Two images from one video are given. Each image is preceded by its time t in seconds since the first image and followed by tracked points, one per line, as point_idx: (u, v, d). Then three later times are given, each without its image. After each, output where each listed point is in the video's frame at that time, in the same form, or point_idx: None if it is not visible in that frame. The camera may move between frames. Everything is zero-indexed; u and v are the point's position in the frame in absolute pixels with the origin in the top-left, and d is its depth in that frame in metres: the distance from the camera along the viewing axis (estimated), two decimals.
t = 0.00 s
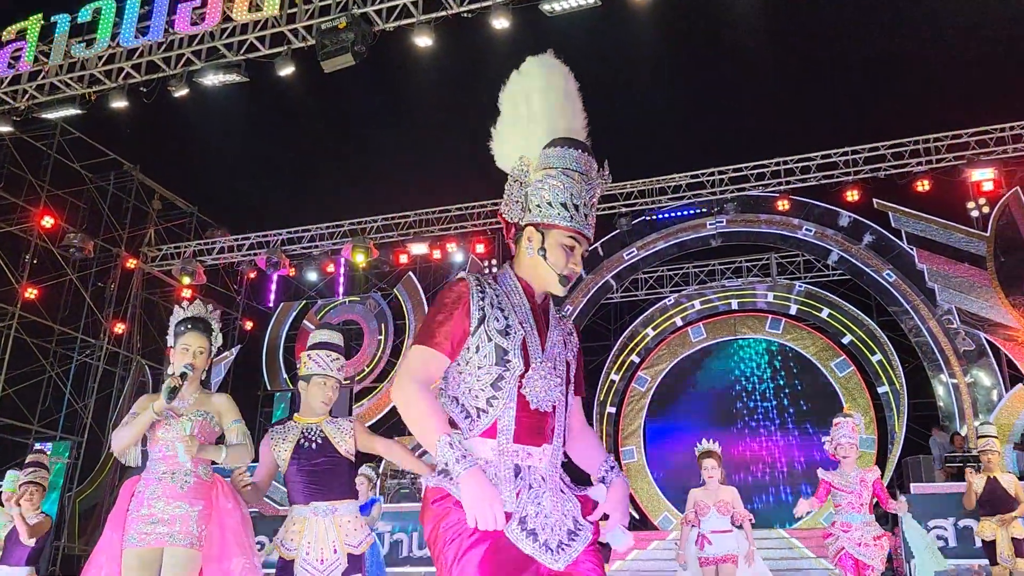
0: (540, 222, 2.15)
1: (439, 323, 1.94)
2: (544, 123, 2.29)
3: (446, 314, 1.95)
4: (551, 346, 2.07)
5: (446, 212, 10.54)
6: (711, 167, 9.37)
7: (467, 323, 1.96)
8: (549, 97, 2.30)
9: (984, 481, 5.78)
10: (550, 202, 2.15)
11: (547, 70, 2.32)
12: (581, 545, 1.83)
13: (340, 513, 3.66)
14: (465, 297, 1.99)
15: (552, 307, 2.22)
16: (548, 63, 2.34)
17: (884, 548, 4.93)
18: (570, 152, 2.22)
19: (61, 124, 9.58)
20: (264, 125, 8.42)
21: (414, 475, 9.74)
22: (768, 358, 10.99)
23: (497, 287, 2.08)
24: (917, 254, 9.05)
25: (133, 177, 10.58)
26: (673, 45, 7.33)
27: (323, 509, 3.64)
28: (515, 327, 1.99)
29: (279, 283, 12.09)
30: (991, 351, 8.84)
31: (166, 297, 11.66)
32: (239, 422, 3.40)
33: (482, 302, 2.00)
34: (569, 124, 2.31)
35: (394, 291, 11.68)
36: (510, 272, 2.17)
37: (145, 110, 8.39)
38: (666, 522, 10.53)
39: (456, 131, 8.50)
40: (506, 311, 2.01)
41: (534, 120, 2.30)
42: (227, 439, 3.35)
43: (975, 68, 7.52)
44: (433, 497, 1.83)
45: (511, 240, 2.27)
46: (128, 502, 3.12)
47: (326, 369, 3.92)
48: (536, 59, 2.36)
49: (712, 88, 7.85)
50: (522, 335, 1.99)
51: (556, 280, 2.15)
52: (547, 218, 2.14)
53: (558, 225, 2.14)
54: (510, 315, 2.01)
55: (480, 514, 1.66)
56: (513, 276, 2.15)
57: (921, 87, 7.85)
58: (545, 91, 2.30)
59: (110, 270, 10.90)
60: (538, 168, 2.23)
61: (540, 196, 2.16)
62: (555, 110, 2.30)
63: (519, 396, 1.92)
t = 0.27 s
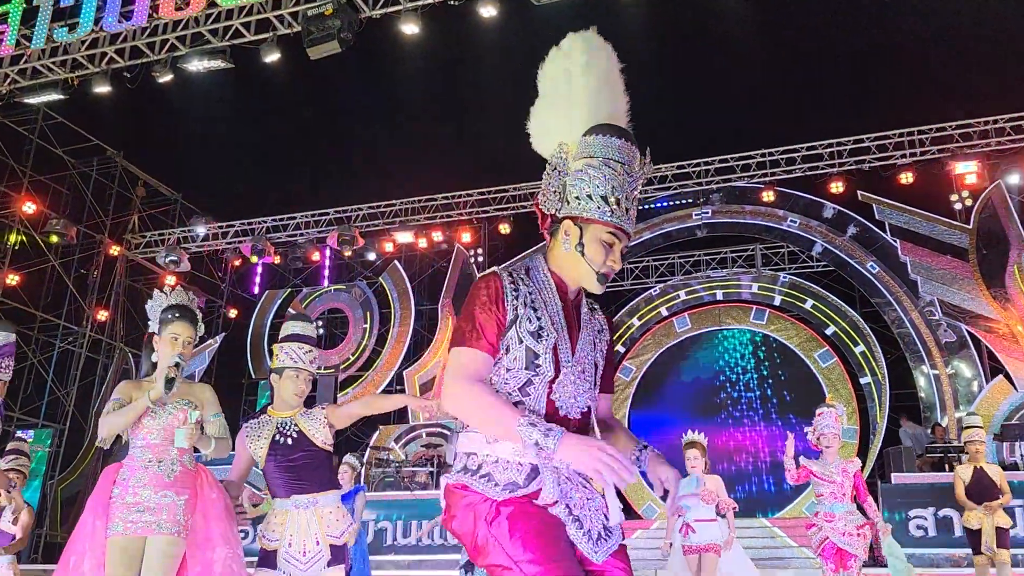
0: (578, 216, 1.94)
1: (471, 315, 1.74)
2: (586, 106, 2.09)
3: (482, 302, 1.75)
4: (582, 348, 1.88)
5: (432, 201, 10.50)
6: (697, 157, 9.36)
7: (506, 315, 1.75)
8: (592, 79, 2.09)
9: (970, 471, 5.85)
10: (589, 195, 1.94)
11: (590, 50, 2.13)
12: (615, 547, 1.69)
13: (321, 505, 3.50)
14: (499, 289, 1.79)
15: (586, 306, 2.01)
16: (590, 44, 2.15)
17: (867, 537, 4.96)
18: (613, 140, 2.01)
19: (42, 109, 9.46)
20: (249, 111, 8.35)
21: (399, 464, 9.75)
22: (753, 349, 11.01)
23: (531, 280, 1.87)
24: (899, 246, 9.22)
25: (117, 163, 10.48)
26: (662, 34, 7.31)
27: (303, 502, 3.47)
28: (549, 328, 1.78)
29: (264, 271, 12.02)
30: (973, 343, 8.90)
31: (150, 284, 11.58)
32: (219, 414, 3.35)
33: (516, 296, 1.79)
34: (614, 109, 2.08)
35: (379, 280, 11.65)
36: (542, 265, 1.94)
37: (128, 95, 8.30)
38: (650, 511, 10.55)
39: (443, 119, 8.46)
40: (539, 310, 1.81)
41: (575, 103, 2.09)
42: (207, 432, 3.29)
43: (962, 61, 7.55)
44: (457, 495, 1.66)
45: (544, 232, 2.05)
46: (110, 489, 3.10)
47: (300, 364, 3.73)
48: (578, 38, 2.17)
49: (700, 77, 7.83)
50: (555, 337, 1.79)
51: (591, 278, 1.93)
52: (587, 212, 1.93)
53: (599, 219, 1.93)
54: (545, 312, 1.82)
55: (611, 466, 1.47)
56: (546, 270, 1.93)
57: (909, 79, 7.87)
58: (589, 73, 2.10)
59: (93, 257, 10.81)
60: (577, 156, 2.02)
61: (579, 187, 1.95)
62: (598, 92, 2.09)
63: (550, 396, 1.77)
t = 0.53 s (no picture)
0: (599, 239, 1.71)
1: (485, 339, 1.51)
2: (607, 116, 1.85)
3: (499, 324, 1.52)
4: (597, 383, 1.65)
5: (416, 185, 10.47)
6: (680, 143, 9.32)
7: (526, 340, 1.53)
8: (615, 85, 1.86)
9: (954, 454, 5.91)
10: (610, 219, 1.72)
11: (614, 53, 1.90)
12: None
13: (300, 490, 3.32)
14: (516, 312, 1.55)
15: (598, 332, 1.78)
16: (614, 43, 1.92)
17: (840, 520, 5.00)
18: (640, 153, 1.78)
19: (21, 88, 9.35)
20: (231, 93, 8.29)
21: (381, 447, 9.76)
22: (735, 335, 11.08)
23: (549, 307, 1.64)
24: (881, 232, 9.32)
25: (97, 144, 10.39)
26: (647, 19, 7.28)
27: (281, 487, 3.30)
28: (568, 361, 1.57)
29: (246, 253, 11.96)
30: (952, 330, 8.95)
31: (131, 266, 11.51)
32: (195, 399, 3.36)
33: (533, 321, 1.57)
34: (639, 121, 1.87)
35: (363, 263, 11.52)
36: (557, 288, 1.71)
37: (108, 75, 8.21)
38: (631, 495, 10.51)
39: (427, 102, 8.42)
40: (558, 339, 1.58)
41: (596, 111, 1.86)
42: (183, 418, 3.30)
43: (945, 50, 7.57)
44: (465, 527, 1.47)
45: (559, 251, 1.83)
46: (87, 471, 3.08)
47: (275, 347, 3.51)
48: (601, 38, 1.93)
49: (685, 63, 7.82)
50: (573, 373, 1.57)
51: (609, 306, 1.71)
52: (610, 235, 1.71)
53: (623, 244, 1.70)
54: (564, 339, 1.60)
55: (660, 400, 1.46)
56: (562, 295, 1.70)
57: (892, 67, 7.88)
58: (612, 78, 1.87)
59: (73, 239, 10.73)
60: (599, 171, 1.79)
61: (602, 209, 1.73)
62: (621, 100, 1.86)
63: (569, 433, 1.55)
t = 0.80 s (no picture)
0: (595, 295, 1.71)
1: (484, 413, 1.55)
2: (597, 156, 1.89)
3: (497, 397, 1.56)
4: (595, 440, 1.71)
5: (401, 165, 10.42)
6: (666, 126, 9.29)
7: (527, 409, 1.58)
8: (605, 130, 1.91)
9: (933, 436, 6.04)
10: (605, 272, 1.71)
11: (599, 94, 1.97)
12: None
13: (284, 465, 3.30)
14: (514, 378, 1.61)
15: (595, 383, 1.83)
16: (598, 86, 1.99)
17: (819, 499, 5.11)
18: (631, 198, 1.76)
19: None
20: (213, 70, 8.20)
21: (364, 427, 9.77)
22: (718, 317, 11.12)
23: (547, 372, 1.68)
24: (864, 217, 9.33)
25: (77, 120, 10.28)
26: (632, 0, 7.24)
27: (264, 462, 3.27)
28: (571, 429, 1.63)
29: (229, 232, 11.89)
30: (933, 313, 8.97)
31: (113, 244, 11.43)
32: (172, 380, 3.34)
33: (535, 389, 1.62)
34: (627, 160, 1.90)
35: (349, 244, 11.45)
36: (551, 350, 1.75)
37: (88, 50, 8.11)
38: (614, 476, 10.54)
39: (411, 81, 8.36)
40: (559, 406, 1.63)
41: (584, 155, 1.90)
42: (160, 398, 3.28)
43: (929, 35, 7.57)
44: None
45: (552, 305, 1.86)
46: (65, 451, 3.07)
47: (264, 323, 3.45)
48: (588, 79, 2.00)
49: (669, 45, 7.79)
50: (575, 441, 1.63)
51: (606, 363, 1.74)
52: (606, 291, 1.70)
53: (618, 300, 1.69)
54: (565, 403, 1.65)
55: (641, 410, 1.57)
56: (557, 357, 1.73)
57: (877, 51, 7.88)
58: (599, 122, 1.92)
59: (54, 216, 10.64)
60: (591, 223, 1.79)
61: (595, 263, 1.72)
62: (609, 138, 1.91)
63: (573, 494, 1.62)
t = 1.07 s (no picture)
0: (565, 352, 1.68)
1: (476, 492, 1.49)
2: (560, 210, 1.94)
3: (486, 471, 1.50)
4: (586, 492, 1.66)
5: (388, 145, 10.37)
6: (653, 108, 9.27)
7: (519, 477, 1.51)
8: (562, 182, 1.97)
9: (916, 419, 6.05)
10: (571, 328, 1.70)
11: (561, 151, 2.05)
12: None
13: (290, 444, 3.27)
14: (501, 448, 1.54)
15: (575, 438, 1.78)
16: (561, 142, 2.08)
17: (801, 481, 5.15)
18: (593, 252, 1.78)
19: None
20: (198, 48, 8.10)
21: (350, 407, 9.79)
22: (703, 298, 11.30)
23: (532, 432, 1.61)
24: (850, 201, 9.37)
25: (60, 97, 10.15)
26: None
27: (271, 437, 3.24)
28: (564, 486, 1.56)
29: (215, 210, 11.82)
30: (917, 297, 9.07)
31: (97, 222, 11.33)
32: (154, 357, 3.32)
33: (522, 455, 1.55)
34: (590, 215, 1.96)
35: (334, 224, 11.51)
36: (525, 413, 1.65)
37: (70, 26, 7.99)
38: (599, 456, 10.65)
39: (399, 61, 8.29)
40: (550, 466, 1.57)
41: (546, 204, 1.94)
42: (141, 376, 3.26)
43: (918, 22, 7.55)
44: None
45: (520, 362, 1.82)
46: (50, 429, 3.05)
47: (269, 303, 3.46)
48: (542, 133, 2.08)
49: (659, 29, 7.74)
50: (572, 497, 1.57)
51: (579, 423, 1.70)
52: (576, 346, 1.69)
53: (589, 356, 1.69)
54: (555, 463, 1.58)
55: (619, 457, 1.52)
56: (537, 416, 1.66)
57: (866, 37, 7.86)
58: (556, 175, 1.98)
59: (37, 193, 10.53)
60: (555, 279, 1.78)
61: (561, 321, 1.71)
62: (570, 189, 1.98)
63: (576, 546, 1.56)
